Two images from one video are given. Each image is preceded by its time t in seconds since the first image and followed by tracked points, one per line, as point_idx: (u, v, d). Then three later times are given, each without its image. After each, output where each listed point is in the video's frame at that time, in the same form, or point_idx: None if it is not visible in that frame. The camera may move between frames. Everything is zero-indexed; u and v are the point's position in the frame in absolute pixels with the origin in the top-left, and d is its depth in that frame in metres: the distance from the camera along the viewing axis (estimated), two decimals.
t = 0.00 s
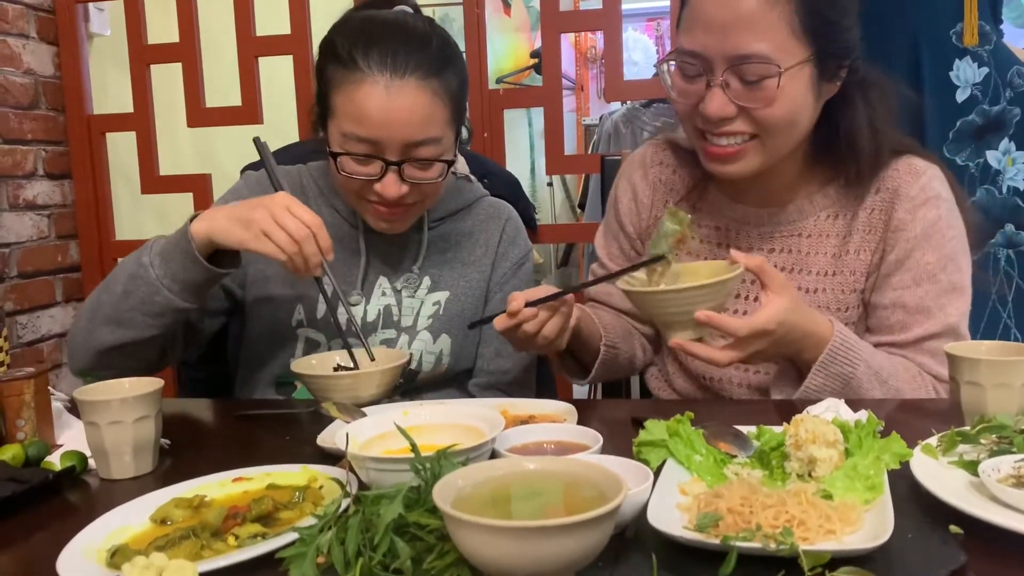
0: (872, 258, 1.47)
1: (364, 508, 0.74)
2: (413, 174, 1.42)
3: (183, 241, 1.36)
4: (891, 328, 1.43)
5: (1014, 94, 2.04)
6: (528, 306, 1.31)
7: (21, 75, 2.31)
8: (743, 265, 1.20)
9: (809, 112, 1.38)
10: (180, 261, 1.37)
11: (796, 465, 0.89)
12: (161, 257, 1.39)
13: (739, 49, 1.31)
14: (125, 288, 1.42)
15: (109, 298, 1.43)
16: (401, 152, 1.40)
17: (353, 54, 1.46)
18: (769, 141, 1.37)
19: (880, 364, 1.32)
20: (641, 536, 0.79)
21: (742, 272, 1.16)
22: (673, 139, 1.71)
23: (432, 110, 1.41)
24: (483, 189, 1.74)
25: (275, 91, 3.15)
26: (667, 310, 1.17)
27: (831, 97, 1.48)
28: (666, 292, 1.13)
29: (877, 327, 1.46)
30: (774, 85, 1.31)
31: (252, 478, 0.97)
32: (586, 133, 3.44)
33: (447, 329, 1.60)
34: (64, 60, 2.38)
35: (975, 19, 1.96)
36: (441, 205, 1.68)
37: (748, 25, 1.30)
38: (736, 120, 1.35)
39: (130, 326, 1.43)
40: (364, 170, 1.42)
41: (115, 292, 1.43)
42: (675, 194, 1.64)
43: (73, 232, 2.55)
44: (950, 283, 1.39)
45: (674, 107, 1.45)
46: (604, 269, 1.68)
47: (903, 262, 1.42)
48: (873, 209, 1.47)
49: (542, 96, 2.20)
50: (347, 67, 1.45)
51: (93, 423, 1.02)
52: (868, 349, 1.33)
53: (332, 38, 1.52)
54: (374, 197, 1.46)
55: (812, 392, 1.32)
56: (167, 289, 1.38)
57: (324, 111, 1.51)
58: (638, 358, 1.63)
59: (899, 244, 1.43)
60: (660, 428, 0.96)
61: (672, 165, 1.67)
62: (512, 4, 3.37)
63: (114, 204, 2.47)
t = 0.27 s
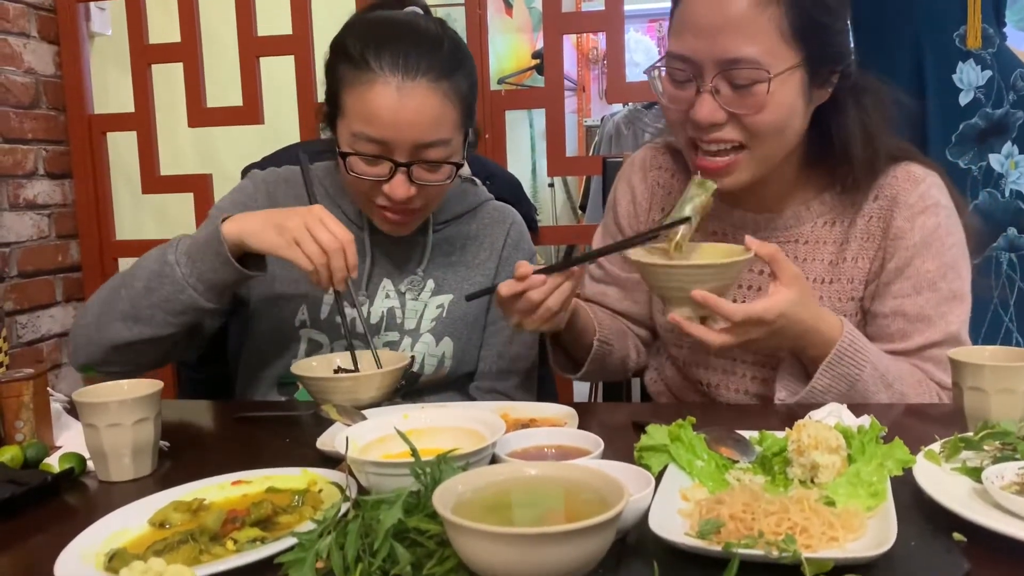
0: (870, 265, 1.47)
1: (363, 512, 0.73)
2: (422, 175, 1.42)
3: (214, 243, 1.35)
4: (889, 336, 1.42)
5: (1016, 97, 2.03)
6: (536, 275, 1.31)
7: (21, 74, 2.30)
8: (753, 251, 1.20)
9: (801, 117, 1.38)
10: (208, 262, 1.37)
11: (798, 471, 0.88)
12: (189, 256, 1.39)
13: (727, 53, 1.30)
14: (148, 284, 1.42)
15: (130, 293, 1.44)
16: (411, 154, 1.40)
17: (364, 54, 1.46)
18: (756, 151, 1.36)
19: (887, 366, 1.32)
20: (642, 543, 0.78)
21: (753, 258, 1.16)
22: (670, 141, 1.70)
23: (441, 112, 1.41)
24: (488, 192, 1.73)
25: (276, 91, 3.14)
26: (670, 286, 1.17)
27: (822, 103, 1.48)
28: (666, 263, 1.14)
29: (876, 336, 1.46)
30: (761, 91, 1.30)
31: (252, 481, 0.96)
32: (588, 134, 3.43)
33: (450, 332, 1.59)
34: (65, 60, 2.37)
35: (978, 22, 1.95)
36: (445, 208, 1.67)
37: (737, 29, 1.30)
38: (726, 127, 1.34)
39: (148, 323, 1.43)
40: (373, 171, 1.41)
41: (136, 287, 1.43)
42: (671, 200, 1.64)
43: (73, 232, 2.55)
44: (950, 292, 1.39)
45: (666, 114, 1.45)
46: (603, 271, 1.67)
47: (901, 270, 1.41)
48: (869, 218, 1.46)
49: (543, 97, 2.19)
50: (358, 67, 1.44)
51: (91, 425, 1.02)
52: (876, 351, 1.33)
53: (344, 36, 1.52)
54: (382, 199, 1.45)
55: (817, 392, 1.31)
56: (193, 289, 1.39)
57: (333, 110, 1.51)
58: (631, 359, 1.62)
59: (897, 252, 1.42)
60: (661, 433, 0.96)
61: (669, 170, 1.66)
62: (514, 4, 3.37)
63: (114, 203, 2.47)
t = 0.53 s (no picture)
0: (875, 268, 1.46)
1: (365, 514, 0.73)
2: (432, 173, 1.41)
3: (230, 251, 1.35)
4: (894, 339, 1.42)
5: (1020, 98, 2.02)
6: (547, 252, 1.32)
7: (23, 72, 2.30)
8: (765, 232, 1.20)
9: (803, 120, 1.37)
10: (223, 270, 1.36)
11: (802, 474, 0.88)
12: (204, 262, 1.38)
13: (727, 56, 1.30)
14: (162, 288, 1.42)
15: (143, 296, 1.44)
16: (421, 151, 1.39)
17: (379, 51, 1.45)
18: (754, 157, 1.36)
19: (894, 367, 1.31)
20: (645, 546, 0.78)
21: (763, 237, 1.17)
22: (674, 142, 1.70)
23: (456, 109, 1.40)
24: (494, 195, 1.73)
25: (277, 90, 3.14)
26: (676, 248, 1.20)
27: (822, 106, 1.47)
28: (675, 228, 1.17)
29: (880, 338, 1.45)
30: (770, 95, 1.31)
31: (252, 482, 0.96)
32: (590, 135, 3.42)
33: (455, 334, 1.59)
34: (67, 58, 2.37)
35: (982, 23, 1.94)
36: (452, 209, 1.67)
37: (737, 34, 1.29)
38: (724, 133, 1.33)
39: (160, 326, 1.43)
40: (384, 168, 1.41)
41: (150, 290, 1.43)
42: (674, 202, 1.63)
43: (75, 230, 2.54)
44: (955, 295, 1.38)
45: (667, 119, 1.44)
46: (608, 271, 1.67)
47: (908, 271, 1.41)
48: (875, 223, 1.46)
49: (545, 97, 2.18)
50: (373, 64, 1.44)
51: (91, 425, 1.01)
52: (884, 351, 1.32)
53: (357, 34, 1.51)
54: (392, 198, 1.44)
55: (822, 388, 1.31)
56: (206, 296, 1.38)
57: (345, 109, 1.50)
58: (633, 357, 1.60)
59: (903, 255, 1.42)
60: (664, 435, 0.95)
61: (673, 171, 1.66)
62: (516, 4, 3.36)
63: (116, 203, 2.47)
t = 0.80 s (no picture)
0: (879, 273, 1.46)
1: (365, 517, 0.73)
2: (430, 170, 1.41)
3: (240, 259, 1.35)
4: (898, 343, 1.42)
5: (1021, 102, 2.02)
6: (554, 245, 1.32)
7: (24, 73, 2.30)
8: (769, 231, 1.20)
9: (804, 127, 1.37)
10: (232, 278, 1.36)
11: (802, 477, 0.88)
12: (214, 270, 1.38)
13: (727, 67, 1.30)
14: (170, 294, 1.42)
15: (150, 301, 1.44)
16: (420, 147, 1.39)
17: (377, 49, 1.45)
18: (754, 166, 1.36)
19: (896, 369, 1.31)
20: (646, 550, 0.78)
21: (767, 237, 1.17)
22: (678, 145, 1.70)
23: (454, 105, 1.40)
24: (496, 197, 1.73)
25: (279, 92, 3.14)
26: (679, 248, 1.20)
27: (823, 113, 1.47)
28: (676, 226, 1.17)
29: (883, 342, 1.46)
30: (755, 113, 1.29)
31: (253, 485, 0.96)
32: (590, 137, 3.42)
33: (456, 336, 1.59)
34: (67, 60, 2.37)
35: (982, 26, 1.94)
36: (453, 211, 1.67)
37: (736, 45, 1.29)
38: (724, 143, 1.34)
39: (166, 331, 1.43)
40: (382, 164, 1.41)
41: (158, 295, 1.43)
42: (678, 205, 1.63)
43: (76, 231, 2.55)
44: (958, 299, 1.38)
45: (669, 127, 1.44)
46: (610, 272, 1.66)
47: (912, 274, 1.41)
48: (880, 227, 1.46)
49: (547, 99, 2.18)
50: (372, 61, 1.44)
51: (92, 427, 1.01)
52: (887, 354, 1.32)
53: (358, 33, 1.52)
54: (390, 195, 1.44)
55: (824, 390, 1.31)
56: (215, 302, 1.38)
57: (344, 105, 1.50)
58: (636, 357, 1.60)
59: (907, 260, 1.42)
60: (665, 438, 0.96)
61: (676, 174, 1.66)
62: (517, 6, 3.37)
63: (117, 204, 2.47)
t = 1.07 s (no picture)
0: (879, 273, 1.46)
1: (364, 520, 0.73)
2: (427, 170, 1.41)
3: (231, 277, 1.36)
4: (898, 344, 1.42)
5: (1019, 103, 2.03)
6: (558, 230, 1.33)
7: (23, 75, 2.30)
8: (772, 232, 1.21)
9: (806, 129, 1.38)
10: (226, 295, 1.37)
11: (801, 480, 0.88)
12: (206, 289, 1.39)
13: (729, 71, 1.30)
14: (167, 316, 1.42)
15: (148, 325, 1.44)
16: (416, 148, 1.39)
17: (373, 50, 1.45)
18: (755, 168, 1.36)
19: (896, 370, 1.31)
20: (645, 552, 0.78)
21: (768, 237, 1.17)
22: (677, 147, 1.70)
23: (448, 106, 1.40)
24: (493, 199, 1.73)
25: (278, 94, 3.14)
26: (680, 245, 1.20)
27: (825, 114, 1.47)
28: (678, 225, 1.16)
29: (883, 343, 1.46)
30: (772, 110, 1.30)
31: (252, 487, 0.96)
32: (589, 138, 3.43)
33: (454, 337, 1.59)
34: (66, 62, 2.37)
35: (981, 28, 1.95)
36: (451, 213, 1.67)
37: (737, 48, 1.29)
38: (728, 146, 1.34)
39: (168, 352, 1.44)
40: (377, 165, 1.41)
41: (155, 319, 1.43)
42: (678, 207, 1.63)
43: (74, 233, 2.54)
44: (958, 300, 1.38)
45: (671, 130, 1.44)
46: (610, 274, 1.66)
47: (912, 275, 1.41)
48: (879, 228, 1.46)
49: (546, 101, 2.18)
50: (368, 62, 1.44)
51: (90, 429, 1.01)
52: (887, 354, 1.32)
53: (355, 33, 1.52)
54: (387, 197, 1.44)
55: (824, 389, 1.31)
56: (210, 321, 1.39)
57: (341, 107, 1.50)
58: (636, 358, 1.60)
59: (906, 261, 1.42)
60: (664, 441, 0.95)
61: (676, 176, 1.66)
62: (515, 8, 3.37)
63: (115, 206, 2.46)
